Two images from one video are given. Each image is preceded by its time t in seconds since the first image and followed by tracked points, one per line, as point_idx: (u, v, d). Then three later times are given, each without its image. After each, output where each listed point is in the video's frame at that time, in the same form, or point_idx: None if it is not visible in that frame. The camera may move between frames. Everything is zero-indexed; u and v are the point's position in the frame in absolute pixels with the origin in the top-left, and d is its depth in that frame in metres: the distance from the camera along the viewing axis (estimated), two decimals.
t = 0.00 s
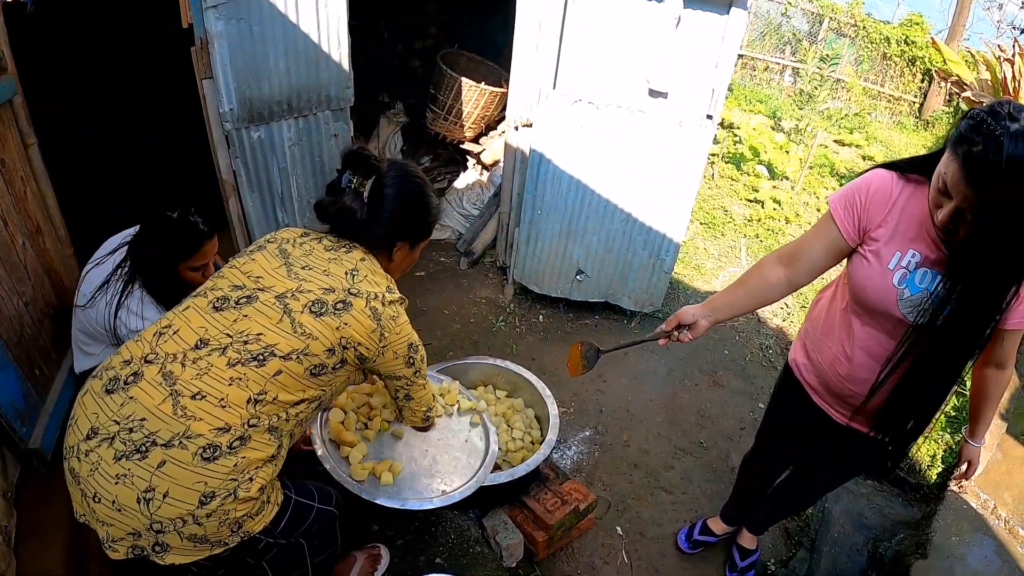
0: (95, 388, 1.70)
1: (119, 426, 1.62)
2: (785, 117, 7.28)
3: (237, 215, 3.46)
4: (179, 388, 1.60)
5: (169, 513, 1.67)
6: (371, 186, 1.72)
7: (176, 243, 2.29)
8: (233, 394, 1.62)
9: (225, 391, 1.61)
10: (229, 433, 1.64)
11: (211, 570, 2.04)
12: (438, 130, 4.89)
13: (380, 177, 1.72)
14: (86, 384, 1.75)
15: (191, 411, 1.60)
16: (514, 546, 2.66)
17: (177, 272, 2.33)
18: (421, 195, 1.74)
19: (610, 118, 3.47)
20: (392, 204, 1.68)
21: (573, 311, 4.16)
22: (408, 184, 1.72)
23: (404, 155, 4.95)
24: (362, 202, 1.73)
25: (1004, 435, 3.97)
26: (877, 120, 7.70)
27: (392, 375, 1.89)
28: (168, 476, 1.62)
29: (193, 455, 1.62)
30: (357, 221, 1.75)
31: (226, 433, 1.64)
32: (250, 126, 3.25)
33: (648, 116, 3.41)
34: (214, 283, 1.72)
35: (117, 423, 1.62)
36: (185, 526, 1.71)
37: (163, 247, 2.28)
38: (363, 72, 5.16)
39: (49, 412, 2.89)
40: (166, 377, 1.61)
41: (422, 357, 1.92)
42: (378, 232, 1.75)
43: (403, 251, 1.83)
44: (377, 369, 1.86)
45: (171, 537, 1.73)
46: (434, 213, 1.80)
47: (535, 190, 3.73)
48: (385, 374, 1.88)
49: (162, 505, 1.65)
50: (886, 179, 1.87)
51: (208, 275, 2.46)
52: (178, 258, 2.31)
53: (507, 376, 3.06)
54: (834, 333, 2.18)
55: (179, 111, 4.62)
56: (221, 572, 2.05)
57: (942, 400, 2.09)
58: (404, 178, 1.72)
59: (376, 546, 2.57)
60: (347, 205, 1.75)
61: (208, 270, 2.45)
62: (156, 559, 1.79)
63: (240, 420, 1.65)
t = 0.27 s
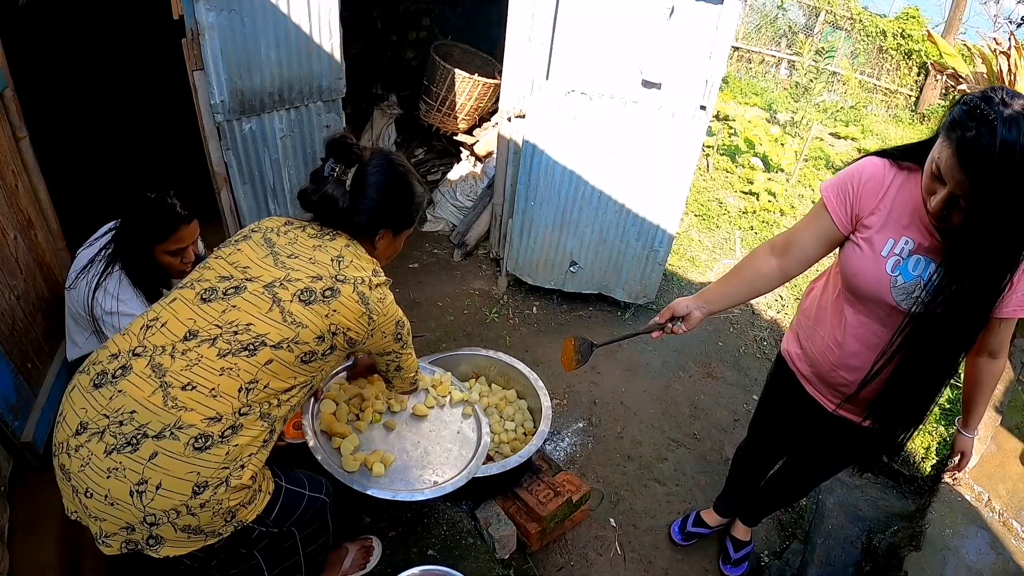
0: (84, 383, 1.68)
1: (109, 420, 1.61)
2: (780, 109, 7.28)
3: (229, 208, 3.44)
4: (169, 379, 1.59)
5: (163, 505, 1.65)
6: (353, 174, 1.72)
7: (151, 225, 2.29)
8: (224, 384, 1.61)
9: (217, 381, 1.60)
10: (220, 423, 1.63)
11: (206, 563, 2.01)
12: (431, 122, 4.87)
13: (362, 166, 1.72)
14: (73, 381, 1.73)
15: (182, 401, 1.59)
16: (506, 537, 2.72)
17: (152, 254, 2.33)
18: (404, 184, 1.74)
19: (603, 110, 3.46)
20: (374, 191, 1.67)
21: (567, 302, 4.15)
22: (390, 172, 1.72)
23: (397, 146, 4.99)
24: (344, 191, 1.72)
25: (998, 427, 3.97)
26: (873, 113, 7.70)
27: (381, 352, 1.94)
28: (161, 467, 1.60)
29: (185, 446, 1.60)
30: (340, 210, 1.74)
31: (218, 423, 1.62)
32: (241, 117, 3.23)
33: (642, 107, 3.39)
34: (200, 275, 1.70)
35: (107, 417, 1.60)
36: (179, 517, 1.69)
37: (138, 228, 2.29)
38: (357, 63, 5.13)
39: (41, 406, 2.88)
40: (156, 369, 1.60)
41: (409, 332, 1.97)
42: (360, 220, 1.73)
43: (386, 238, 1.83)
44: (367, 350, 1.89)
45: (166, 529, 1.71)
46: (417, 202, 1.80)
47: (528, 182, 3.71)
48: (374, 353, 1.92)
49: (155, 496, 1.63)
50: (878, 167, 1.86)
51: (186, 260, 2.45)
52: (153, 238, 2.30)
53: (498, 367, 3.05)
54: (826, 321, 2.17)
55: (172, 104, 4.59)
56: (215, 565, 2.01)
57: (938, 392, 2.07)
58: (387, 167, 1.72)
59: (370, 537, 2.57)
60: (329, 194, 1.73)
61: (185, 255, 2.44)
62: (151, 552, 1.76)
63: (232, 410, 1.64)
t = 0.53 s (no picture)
0: (82, 370, 1.68)
1: (108, 406, 1.61)
2: (778, 103, 7.28)
3: (226, 199, 3.44)
4: (168, 364, 1.59)
5: (163, 489, 1.65)
6: (341, 162, 1.73)
7: (121, 195, 2.28)
8: (223, 368, 1.61)
9: (217, 366, 1.61)
10: (220, 407, 1.64)
11: (204, 554, 2.00)
12: (429, 114, 4.87)
13: (351, 152, 1.72)
14: (69, 370, 1.72)
15: (182, 386, 1.59)
16: (502, 528, 2.68)
17: (127, 228, 2.33)
18: (393, 169, 1.75)
19: (600, 101, 3.46)
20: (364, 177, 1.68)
21: (564, 294, 4.16)
22: (379, 157, 1.73)
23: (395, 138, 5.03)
24: (332, 178, 1.73)
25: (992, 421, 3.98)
26: (871, 108, 7.70)
27: (384, 333, 1.93)
28: (161, 452, 1.61)
29: (185, 430, 1.61)
30: (330, 197, 1.74)
31: (217, 407, 1.63)
32: (239, 108, 3.22)
33: (639, 99, 3.39)
34: (198, 263, 1.71)
35: (106, 403, 1.60)
36: (178, 501, 1.69)
37: (113, 202, 2.29)
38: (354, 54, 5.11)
39: (39, 396, 2.88)
40: (154, 355, 1.59)
41: (410, 311, 1.96)
42: (351, 207, 1.74)
43: (379, 225, 1.84)
44: (366, 331, 1.88)
45: (164, 514, 1.71)
46: (408, 187, 1.81)
47: (525, 174, 3.72)
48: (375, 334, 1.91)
49: (155, 481, 1.63)
50: (875, 157, 1.87)
51: (164, 238, 2.42)
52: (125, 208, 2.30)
53: (494, 356, 3.06)
54: (821, 310, 2.19)
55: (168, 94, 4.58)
56: (213, 553, 2.00)
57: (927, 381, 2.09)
58: (375, 152, 1.73)
59: (366, 527, 2.57)
60: (319, 181, 1.74)
61: (162, 231, 2.40)
62: (149, 538, 1.77)
63: (231, 394, 1.65)
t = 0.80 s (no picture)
0: (80, 358, 1.69)
1: (105, 394, 1.62)
2: (778, 99, 7.27)
3: (224, 191, 3.44)
4: (166, 353, 1.60)
5: (157, 478, 1.66)
6: (341, 153, 1.73)
7: (111, 184, 2.29)
8: (219, 357, 1.62)
9: (213, 355, 1.61)
10: (216, 396, 1.65)
11: (200, 545, 2.00)
12: (428, 108, 4.87)
13: (349, 143, 1.73)
14: (68, 359, 1.73)
15: (178, 375, 1.60)
16: (499, 521, 2.73)
17: (116, 218, 2.33)
18: (393, 160, 1.75)
19: (600, 95, 3.44)
20: (365, 169, 1.68)
21: (562, 289, 4.16)
22: (378, 148, 1.73)
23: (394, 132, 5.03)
24: (331, 169, 1.73)
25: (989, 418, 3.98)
26: (871, 105, 7.67)
27: (383, 326, 1.87)
28: (156, 440, 1.62)
29: (181, 419, 1.62)
30: (328, 188, 1.74)
31: (213, 396, 1.64)
32: (237, 100, 3.22)
33: (638, 94, 3.38)
34: (196, 253, 1.71)
35: (103, 391, 1.61)
36: (173, 490, 1.70)
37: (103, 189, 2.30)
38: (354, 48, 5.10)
39: (37, 388, 2.88)
40: (152, 344, 1.60)
41: (411, 303, 1.91)
42: (350, 198, 1.74)
43: (378, 217, 1.84)
44: (365, 323, 1.85)
45: (158, 503, 1.71)
46: (408, 178, 1.81)
47: (524, 169, 3.71)
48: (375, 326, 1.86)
49: (150, 469, 1.64)
50: (874, 151, 1.87)
51: (151, 231, 2.38)
52: (115, 196, 2.31)
53: (492, 350, 3.06)
54: (818, 304, 2.19)
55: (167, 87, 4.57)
56: (209, 544, 2.00)
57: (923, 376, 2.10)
58: (374, 144, 1.73)
59: (363, 520, 2.58)
60: (317, 172, 1.74)
61: (150, 223, 2.37)
62: (145, 527, 1.78)
63: (227, 384, 1.65)
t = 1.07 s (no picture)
0: (86, 348, 1.73)
1: (109, 382, 1.65)
2: (785, 99, 7.24)
3: (231, 185, 3.43)
4: (167, 342, 1.62)
5: (161, 465, 1.68)
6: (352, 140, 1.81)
7: (135, 188, 2.30)
8: (218, 345, 1.64)
9: (211, 344, 1.63)
10: (217, 383, 1.66)
11: (203, 536, 2.01)
12: (435, 104, 4.87)
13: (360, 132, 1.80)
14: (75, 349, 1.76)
15: (179, 363, 1.62)
16: (501, 517, 2.72)
17: (136, 221, 2.35)
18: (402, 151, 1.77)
19: (607, 93, 3.45)
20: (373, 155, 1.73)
21: (567, 286, 4.17)
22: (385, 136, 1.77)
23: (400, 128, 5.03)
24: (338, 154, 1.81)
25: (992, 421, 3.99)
26: (878, 106, 7.64)
27: (383, 325, 1.88)
28: (159, 428, 1.64)
29: (183, 407, 1.64)
30: (335, 172, 1.83)
31: (214, 383, 1.66)
32: (246, 95, 3.23)
33: (645, 92, 3.39)
34: (197, 243, 1.74)
35: (107, 380, 1.64)
36: (176, 477, 1.72)
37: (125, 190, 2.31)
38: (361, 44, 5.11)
39: (43, 380, 2.90)
40: (154, 332, 1.63)
41: (415, 301, 1.90)
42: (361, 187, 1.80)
43: (377, 199, 1.83)
44: (365, 318, 1.85)
45: (163, 490, 1.74)
46: (422, 172, 1.82)
47: (530, 166, 3.71)
48: (375, 324, 1.88)
49: (153, 457, 1.67)
50: (879, 150, 1.88)
51: (171, 238, 2.43)
52: (136, 199, 2.31)
53: (498, 347, 3.06)
54: (822, 303, 2.19)
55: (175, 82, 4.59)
56: (211, 534, 2.00)
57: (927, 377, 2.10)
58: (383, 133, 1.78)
59: (367, 513, 2.60)
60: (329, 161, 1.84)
61: (171, 230, 2.41)
62: (150, 514, 1.80)
63: (227, 371, 1.67)
